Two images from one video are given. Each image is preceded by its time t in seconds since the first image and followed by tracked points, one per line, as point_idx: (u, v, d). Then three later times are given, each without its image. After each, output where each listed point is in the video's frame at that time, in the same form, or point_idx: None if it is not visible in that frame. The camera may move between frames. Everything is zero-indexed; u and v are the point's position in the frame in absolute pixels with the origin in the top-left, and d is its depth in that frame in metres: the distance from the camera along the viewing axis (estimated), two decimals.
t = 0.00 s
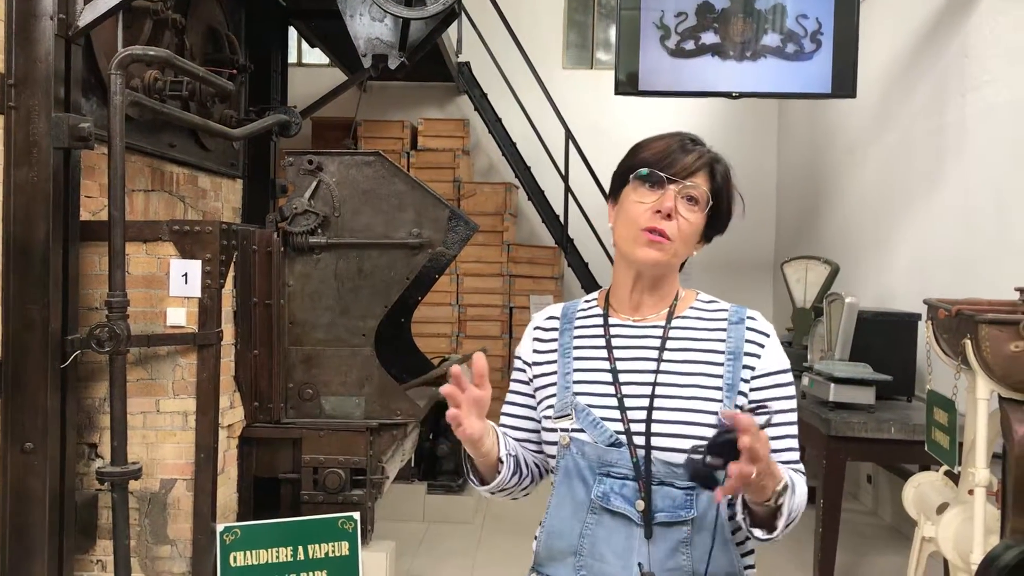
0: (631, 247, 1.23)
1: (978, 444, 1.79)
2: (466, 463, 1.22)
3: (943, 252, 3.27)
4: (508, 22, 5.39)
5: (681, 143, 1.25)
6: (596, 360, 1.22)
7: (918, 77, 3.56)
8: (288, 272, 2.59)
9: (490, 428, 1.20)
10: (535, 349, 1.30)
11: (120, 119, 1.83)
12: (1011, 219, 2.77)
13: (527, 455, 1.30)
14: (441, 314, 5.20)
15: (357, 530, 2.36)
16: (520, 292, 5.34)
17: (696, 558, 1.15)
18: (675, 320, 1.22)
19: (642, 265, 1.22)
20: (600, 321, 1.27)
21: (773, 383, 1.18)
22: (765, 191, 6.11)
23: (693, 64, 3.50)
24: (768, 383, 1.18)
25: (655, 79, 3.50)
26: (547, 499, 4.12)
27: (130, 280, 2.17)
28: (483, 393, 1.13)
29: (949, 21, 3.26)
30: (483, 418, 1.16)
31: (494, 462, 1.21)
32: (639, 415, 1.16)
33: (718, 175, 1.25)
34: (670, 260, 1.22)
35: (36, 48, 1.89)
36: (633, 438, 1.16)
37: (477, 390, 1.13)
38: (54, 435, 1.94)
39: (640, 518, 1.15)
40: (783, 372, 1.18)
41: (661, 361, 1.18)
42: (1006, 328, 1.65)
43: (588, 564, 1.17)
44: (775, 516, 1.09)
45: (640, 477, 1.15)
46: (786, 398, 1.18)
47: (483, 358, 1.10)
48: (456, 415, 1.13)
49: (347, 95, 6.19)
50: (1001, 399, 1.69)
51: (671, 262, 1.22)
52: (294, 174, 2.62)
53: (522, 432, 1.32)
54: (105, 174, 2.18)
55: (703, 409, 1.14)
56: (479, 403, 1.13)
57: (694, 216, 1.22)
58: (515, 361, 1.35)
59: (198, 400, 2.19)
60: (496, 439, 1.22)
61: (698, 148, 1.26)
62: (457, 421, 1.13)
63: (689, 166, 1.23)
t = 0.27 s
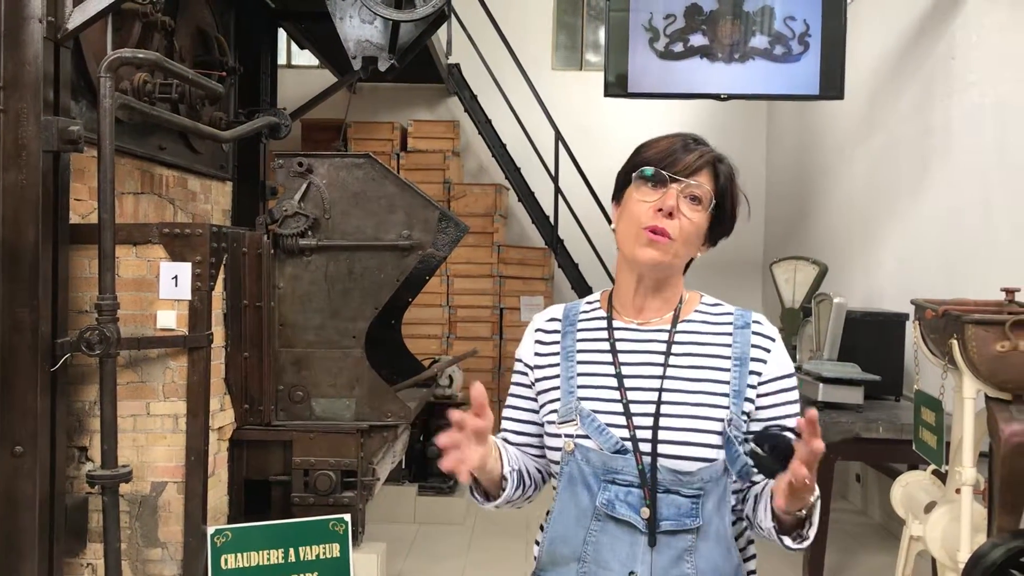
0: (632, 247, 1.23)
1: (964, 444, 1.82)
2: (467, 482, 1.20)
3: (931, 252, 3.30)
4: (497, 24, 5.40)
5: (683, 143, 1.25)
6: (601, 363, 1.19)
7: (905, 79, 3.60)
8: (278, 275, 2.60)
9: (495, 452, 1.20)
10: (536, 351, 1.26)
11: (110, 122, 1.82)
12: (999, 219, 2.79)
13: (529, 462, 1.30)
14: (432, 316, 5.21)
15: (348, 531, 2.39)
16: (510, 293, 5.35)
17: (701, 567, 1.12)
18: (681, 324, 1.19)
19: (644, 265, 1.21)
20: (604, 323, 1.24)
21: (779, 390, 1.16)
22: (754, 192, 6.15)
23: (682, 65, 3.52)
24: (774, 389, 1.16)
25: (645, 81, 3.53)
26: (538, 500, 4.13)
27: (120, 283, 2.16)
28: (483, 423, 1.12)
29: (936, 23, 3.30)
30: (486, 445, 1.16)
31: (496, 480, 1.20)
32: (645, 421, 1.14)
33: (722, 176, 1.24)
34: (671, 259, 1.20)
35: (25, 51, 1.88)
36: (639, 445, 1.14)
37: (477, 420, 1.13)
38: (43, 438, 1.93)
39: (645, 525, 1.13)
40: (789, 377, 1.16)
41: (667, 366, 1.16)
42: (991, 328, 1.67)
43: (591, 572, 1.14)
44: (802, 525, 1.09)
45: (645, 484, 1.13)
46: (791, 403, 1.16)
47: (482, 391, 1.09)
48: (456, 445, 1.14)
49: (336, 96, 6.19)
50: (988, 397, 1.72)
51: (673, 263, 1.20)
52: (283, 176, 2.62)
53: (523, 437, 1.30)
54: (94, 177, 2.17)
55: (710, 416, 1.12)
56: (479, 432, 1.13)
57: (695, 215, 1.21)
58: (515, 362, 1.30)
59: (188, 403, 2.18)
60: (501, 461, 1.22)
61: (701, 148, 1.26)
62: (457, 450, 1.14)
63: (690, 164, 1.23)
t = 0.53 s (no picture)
0: (633, 249, 1.22)
1: (952, 440, 1.84)
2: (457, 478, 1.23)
3: (919, 251, 3.33)
4: (487, 24, 5.40)
5: (683, 146, 1.27)
6: (600, 365, 1.20)
7: (893, 79, 3.63)
8: (269, 275, 2.60)
9: (477, 444, 1.19)
10: (533, 352, 1.27)
11: (100, 123, 1.82)
12: (986, 218, 2.82)
13: (524, 460, 1.31)
14: (422, 315, 5.21)
15: (339, 531, 2.40)
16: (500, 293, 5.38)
17: (700, 568, 1.14)
18: (679, 325, 1.21)
19: (645, 267, 1.20)
20: (602, 324, 1.24)
21: (776, 392, 1.18)
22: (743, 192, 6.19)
23: (671, 65, 3.54)
24: (771, 391, 1.18)
25: (634, 80, 3.54)
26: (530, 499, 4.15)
27: (110, 284, 2.16)
28: (458, 412, 1.12)
29: (924, 24, 3.33)
30: (465, 437, 1.15)
31: (483, 475, 1.21)
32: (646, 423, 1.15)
33: (720, 180, 1.27)
34: (674, 261, 1.20)
35: (14, 51, 1.88)
36: (639, 447, 1.15)
37: (450, 410, 1.13)
38: (34, 440, 1.93)
39: (645, 526, 1.14)
40: (785, 379, 1.19)
41: (666, 368, 1.17)
42: (978, 326, 1.66)
43: (591, 573, 1.15)
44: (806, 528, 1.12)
45: (645, 485, 1.14)
46: (786, 406, 1.19)
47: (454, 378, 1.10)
48: (431, 441, 1.11)
49: (326, 96, 6.18)
50: (976, 395, 1.71)
51: (675, 266, 1.20)
52: (274, 176, 2.62)
53: (517, 436, 1.32)
54: (84, 178, 2.16)
55: (709, 417, 1.14)
56: (456, 424, 1.12)
57: (697, 216, 1.22)
58: (512, 363, 1.31)
59: (180, 404, 2.18)
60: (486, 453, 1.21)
61: (699, 151, 1.28)
62: (434, 446, 1.11)
63: (691, 167, 1.24)
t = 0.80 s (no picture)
0: (614, 253, 1.25)
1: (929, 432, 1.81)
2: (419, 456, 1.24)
3: (898, 247, 3.39)
4: (471, 21, 5.42)
5: (651, 142, 1.27)
6: (590, 357, 1.23)
7: (874, 77, 3.69)
8: (256, 272, 2.61)
9: (430, 420, 1.20)
10: (526, 343, 1.30)
11: (87, 120, 1.83)
12: (963, 214, 2.88)
13: (511, 448, 1.35)
14: (408, 312, 5.23)
15: (328, 526, 2.42)
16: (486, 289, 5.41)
17: (685, 555, 1.17)
18: (667, 319, 1.24)
19: (629, 269, 1.24)
20: (592, 319, 1.27)
21: (761, 384, 1.21)
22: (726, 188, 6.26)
23: (655, 63, 3.57)
24: (756, 383, 1.21)
25: (618, 78, 3.57)
26: (516, 494, 4.19)
27: (98, 282, 2.16)
28: (397, 388, 1.14)
29: (903, 23, 3.39)
30: (410, 413, 1.16)
31: (440, 452, 1.21)
32: (633, 414, 1.18)
33: (690, 167, 1.28)
34: (656, 261, 1.24)
35: None
36: (626, 437, 1.18)
37: (392, 387, 1.15)
38: (22, 437, 1.93)
39: (631, 513, 1.17)
40: (768, 371, 1.22)
41: (654, 360, 1.20)
42: (955, 319, 1.59)
43: (578, 559, 1.19)
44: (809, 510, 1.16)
45: (632, 475, 1.17)
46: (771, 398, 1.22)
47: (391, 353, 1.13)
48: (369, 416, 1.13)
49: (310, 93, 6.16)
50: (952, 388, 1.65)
51: (657, 263, 1.24)
52: (260, 173, 2.62)
53: (507, 423, 1.34)
54: (70, 175, 2.16)
55: (694, 408, 1.17)
56: (396, 399, 1.14)
57: (672, 212, 1.24)
58: (503, 353, 1.34)
59: (168, 400, 2.19)
60: (444, 430, 1.22)
61: (667, 144, 1.28)
62: (370, 420, 1.13)
63: (661, 164, 1.25)
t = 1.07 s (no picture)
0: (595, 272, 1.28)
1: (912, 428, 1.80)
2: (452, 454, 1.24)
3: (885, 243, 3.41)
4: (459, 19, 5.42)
5: (603, 153, 1.25)
6: (584, 346, 1.26)
7: (861, 76, 3.72)
8: (245, 269, 2.61)
9: (467, 415, 1.21)
10: (524, 330, 1.32)
11: (78, 118, 1.83)
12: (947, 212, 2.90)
13: (516, 435, 1.32)
14: (396, 309, 5.23)
15: (316, 522, 2.43)
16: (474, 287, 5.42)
17: (672, 538, 1.21)
18: (658, 314, 1.26)
19: (611, 286, 1.26)
20: (589, 314, 1.29)
21: (746, 368, 1.23)
22: (714, 186, 6.30)
23: (643, 62, 3.60)
24: (741, 368, 1.23)
25: (606, 77, 3.61)
26: (504, 490, 4.22)
27: (87, 278, 2.16)
28: (441, 383, 1.16)
29: (890, 22, 3.42)
30: (452, 408, 1.18)
31: (474, 446, 1.22)
32: (624, 401, 1.21)
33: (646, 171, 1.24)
34: (632, 276, 1.25)
35: None
36: (618, 424, 1.21)
37: (435, 384, 1.17)
38: (11, 433, 1.93)
39: (621, 497, 1.20)
40: (755, 359, 1.24)
41: (645, 348, 1.23)
42: (938, 315, 1.63)
43: (568, 543, 1.22)
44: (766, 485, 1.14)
45: (622, 460, 1.20)
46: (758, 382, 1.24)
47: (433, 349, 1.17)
48: (416, 413, 1.14)
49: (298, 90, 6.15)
50: (935, 384, 1.66)
51: (636, 274, 1.25)
52: (249, 170, 2.63)
53: (511, 411, 1.34)
54: (59, 172, 2.16)
55: (683, 394, 1.19)
56: (442, 395, 1.16)
57: (637, 224, 1.23)
58: (503, 341, 1.36)
59: (157, 396, 2.20)
60: (477, 424, 1.24)
61: (620, 153, 1.25)
62: (418, 417, 1.14)
63: (614, 180, 1.24)
